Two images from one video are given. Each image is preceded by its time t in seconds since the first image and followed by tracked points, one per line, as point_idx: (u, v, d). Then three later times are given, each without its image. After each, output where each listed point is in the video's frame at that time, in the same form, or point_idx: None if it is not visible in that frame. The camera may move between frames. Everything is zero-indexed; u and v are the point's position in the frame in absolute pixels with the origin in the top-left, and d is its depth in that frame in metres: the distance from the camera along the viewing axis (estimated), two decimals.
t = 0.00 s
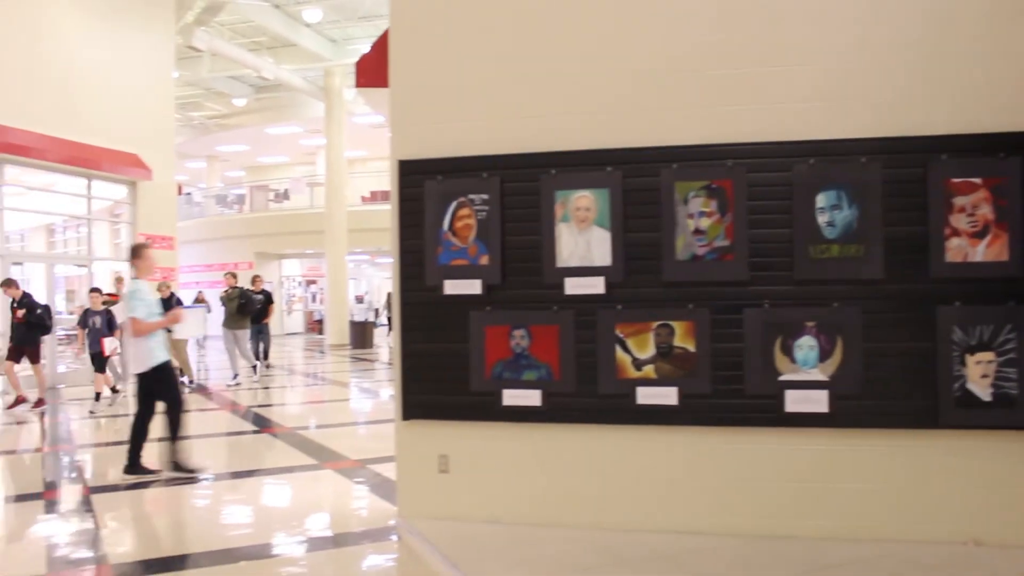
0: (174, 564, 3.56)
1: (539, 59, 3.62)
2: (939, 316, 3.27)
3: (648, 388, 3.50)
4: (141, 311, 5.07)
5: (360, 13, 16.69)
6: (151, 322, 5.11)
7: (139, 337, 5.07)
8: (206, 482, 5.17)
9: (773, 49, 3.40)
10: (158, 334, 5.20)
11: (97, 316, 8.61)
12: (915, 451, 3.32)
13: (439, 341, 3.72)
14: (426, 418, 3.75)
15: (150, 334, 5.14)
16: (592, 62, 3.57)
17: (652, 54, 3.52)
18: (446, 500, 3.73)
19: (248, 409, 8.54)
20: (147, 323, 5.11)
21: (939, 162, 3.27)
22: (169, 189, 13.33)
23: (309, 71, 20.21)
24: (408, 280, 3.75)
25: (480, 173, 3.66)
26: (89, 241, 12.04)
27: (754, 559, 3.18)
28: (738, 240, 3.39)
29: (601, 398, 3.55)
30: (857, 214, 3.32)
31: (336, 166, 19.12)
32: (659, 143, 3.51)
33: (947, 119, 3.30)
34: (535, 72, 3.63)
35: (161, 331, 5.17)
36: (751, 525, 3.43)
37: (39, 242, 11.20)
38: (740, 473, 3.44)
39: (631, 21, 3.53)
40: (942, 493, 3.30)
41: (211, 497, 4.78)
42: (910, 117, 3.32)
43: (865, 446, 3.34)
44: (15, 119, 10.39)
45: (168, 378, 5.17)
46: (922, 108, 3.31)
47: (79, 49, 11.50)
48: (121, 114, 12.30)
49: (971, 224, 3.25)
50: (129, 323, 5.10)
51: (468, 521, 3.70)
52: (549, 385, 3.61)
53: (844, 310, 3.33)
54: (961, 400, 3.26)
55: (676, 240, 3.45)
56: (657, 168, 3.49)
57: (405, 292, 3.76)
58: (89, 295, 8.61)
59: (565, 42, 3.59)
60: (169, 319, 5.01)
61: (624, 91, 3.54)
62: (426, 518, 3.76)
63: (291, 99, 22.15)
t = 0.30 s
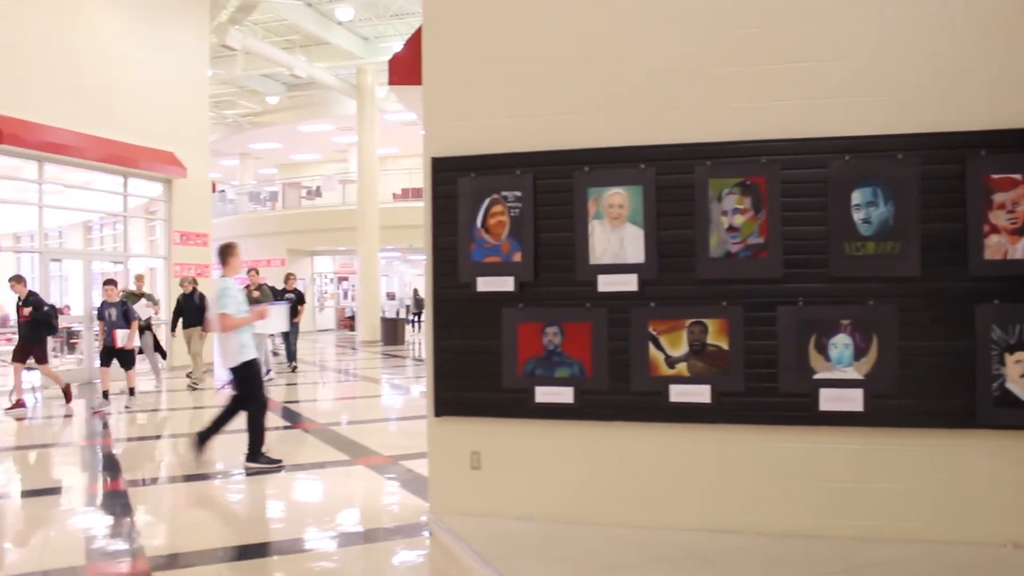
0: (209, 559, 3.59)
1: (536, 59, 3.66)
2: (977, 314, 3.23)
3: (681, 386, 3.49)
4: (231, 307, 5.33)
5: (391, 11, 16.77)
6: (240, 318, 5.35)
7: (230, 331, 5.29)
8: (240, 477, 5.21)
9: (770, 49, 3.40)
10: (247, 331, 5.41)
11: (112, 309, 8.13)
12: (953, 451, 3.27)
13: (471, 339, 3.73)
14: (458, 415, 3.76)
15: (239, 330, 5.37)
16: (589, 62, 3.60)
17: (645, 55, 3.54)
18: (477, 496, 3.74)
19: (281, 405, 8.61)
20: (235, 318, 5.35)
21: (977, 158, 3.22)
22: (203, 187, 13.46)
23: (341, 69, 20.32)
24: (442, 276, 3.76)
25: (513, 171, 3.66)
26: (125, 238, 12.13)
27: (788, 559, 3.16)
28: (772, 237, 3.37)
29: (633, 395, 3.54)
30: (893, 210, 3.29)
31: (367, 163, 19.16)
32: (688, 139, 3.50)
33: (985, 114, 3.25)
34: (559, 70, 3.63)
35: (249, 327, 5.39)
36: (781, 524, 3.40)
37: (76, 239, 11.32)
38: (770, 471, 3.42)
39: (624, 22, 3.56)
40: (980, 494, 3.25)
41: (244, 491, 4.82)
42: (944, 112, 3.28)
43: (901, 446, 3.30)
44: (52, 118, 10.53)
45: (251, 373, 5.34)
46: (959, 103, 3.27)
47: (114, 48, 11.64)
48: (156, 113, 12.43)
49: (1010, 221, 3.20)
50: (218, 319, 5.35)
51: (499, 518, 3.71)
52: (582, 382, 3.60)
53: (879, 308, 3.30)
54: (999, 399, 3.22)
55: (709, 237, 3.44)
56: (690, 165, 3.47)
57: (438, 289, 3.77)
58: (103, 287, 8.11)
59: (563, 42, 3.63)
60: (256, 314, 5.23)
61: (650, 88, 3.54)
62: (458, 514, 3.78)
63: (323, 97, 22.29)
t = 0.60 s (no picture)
0: (234, 558, 3.61)
1: (562, 62, 3.66)
2: (1006, 318, 3.19)
3: (706, 389, 3.48)
4: (305, 307, 5.44)
5: (414, 14, 16.84)
6: (312, 317, 5.46)
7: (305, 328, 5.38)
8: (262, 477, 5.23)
9: (792, 51, 3.38)
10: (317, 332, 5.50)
11: (112, 312, 7.97)
12: (981, 456, 3.24)
13: (495, 341, 3.73)
14: (481, 417, 3.76)
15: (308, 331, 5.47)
16: (608, 64, 3.60)
17: (658, 57, 3.54)
18: (500, 499, 3.74)
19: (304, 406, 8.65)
20: (308, 318, 5.44)
21: (1006, 161, 3.19)
22: (228, 189, 13.56)
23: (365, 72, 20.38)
24: (466, 279, 3.77)
25: (537, 173, 3.67)
26: (151, 239, 12.25)
27: (813, 564, 3.13)
28: (798, 240, 3.35)
29: (656, 398, 3.53)
30: (920, 214, 3.26)
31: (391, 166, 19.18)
32: (711, 142, 3.49)
33: (1014, 117, 3.21)
34: (580, 72, 3.64)
35: (319, 328, 5.49)
36: (805, 529, 3.38)
37: (103, 241, 11.45)
38: (793, 476, 3.39)
39: (644, 24, 3.56)
40: (1009, 500, 3.21)
41: (266, 492, 4.85)
42: (971, 114, 3.25)
43: (928, 451, 3.27)
44: (79, 120, 10.65)
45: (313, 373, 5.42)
46: (989, 105, 3.23)
47: (141, 51, 11.75)
48: (181, 116, 12.51)
49: None
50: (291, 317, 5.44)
51: (521, 520, 3.71)
52: (606, 385, 3.60)
53: (905, 312, 3.27)
54: None
55: (734, 240, 3.42)
56: (714, 167, 3.46)
57: (462, 292, 3.78)
58: (100, 290, 7.99)
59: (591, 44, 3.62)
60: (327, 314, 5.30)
61: (672, 90, 3.53)
62: (480, 517, 3.78)
63: (347, 99, 22.35)
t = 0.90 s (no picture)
0: (257, 557, 3.63)
1: (586, 61, 3.66)
2: None
3: (729, 390, 3.46)
4: (374, 306, 5.70)
5: (436, 14, 16.87)
6: (381, 315, 5.73)
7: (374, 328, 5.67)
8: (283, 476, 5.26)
9: (815, 49, 3.37)
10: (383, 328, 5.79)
11: (113, 316, 7.56)
12: (1008, 457, 3.20)
13: (518, 341, 3.74)
14: (504, 417, 3.77)
15: (376, 327, 5.75)
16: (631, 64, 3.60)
17: (681, 56, 3.54)
18: (522, 498, 3.75)
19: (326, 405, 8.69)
20: (377, 316, 5.72)
21: None
22: (251, 189, 13.63)
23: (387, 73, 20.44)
24: (488, 279, 3.78)
25: (559, 173, 3.67)
26: (175, 240, 12.34)
27: (839, 566, 3.11)
28: (822, 240, 3.34)
29: (679, 399, 3.53)
30: (946, 213, 3.23)
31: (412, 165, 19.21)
32: (735, 142, 3.48)
33: None
34: (603, 72, 3.64)
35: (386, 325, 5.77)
36: (829, 530, 3.35)
37: (127, 241, 11.55)
38: (818, 477, 3.37)
39: (666, 24, 3.55)
40: None
41: (288, 491, 4.87)
42: (998, 113, 3.22)
43: (955, 452, 3.24)
44: (106, 122, 10.76)
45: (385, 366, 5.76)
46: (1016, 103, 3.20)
47: (165, 53, 11.84)
48: (205, 118, 12.60)
49: None
50: (361, 316, 5.71)
51: (544, 520, 3.71)
52: (629, 385, 3.59)
53: (931, 312, 3.24)
54: None
55: (758, 240, 3.41)
56: (738, 167, 3.45)
57: (485, 292, 3.78)
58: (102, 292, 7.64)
59: (617, 43, 3.62)
60: (394, 313, 5.54)
61: (695, 90, 3.52)
62: (503, 516, 3.79)
63: (369, 100, 22.38)
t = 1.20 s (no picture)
0: (277, 553, 3.65)
1: (607, 61, 3.66)
2: None
3: (751, 389, 3.45)
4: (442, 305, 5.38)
5: (457, 13, 16.89)
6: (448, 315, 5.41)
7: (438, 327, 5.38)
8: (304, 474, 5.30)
9: (836, 48, 3.35)
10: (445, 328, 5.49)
11: (107, 308, 7.48)
12: None
13: (538, 339, 3.75)
14: (524, 416, 3.78)
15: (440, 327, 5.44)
16: (652, 63, 3.60)
17: (702, 55, 3.53)
18: (543, 497, 3.76)
19: (346, 403, 8.72)
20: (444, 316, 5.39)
21: None
22: (273, 188, 13.71)
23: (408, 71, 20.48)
24: (509, 277, 3.79)
25: (581, 171, 3.68)
26: (197, 237, 12.43)
27: (860, 566, 3.09)
28: (845, 239, 3.32)
29: (700, 398, 3.52)
30: (970, 212, 3.20)
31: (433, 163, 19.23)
32: (757, 141, 3.47)
33: None
34: (625, 71, 3.64)
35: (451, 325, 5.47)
36: (850, 531, 3.33)
37: (150, 239, 11.63)
38: (840, 478, 3.35)
39: (687, 23, 3.55)
40: None
41: (308, 489, 4.89)
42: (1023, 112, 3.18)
43: (979, 454, 3.21)
44: (128, 121, 10.84)
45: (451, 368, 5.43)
46: None
47: (188, 52, 11.93)
48: (227, 116, 12.68)
49: None
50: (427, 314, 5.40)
51: (564, 519, 3.71)
52: (650, 384, 3.59)
53: (955, 312, 3.21)
54: None
55: (780, 239, 3.40)
56: (760, 166, 3.44)
57: (506, 290, 3.80)
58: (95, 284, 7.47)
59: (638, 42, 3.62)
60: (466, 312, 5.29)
61: (717, 89, 3.51)
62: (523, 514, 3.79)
63: (390, 98, 22.43)
